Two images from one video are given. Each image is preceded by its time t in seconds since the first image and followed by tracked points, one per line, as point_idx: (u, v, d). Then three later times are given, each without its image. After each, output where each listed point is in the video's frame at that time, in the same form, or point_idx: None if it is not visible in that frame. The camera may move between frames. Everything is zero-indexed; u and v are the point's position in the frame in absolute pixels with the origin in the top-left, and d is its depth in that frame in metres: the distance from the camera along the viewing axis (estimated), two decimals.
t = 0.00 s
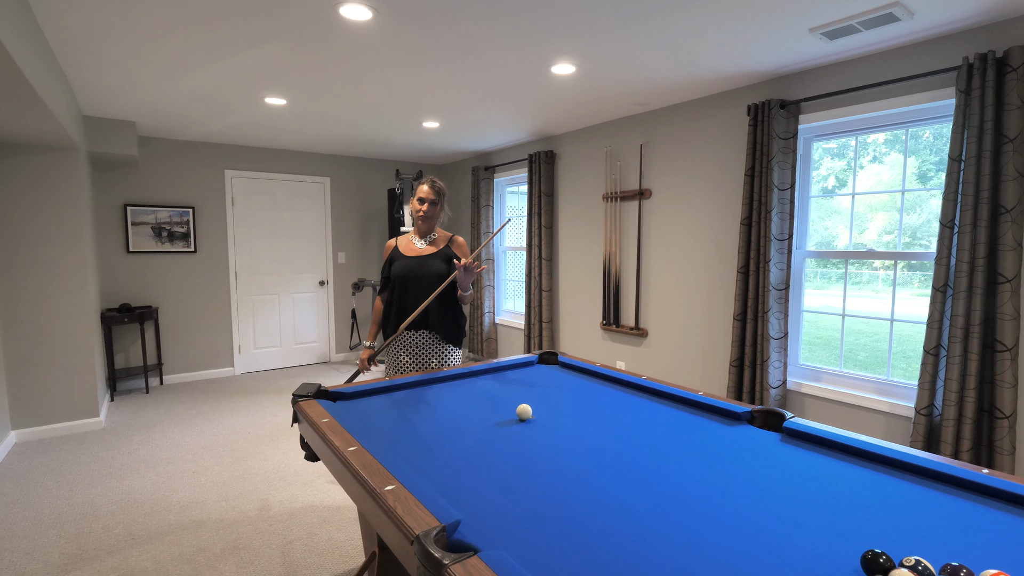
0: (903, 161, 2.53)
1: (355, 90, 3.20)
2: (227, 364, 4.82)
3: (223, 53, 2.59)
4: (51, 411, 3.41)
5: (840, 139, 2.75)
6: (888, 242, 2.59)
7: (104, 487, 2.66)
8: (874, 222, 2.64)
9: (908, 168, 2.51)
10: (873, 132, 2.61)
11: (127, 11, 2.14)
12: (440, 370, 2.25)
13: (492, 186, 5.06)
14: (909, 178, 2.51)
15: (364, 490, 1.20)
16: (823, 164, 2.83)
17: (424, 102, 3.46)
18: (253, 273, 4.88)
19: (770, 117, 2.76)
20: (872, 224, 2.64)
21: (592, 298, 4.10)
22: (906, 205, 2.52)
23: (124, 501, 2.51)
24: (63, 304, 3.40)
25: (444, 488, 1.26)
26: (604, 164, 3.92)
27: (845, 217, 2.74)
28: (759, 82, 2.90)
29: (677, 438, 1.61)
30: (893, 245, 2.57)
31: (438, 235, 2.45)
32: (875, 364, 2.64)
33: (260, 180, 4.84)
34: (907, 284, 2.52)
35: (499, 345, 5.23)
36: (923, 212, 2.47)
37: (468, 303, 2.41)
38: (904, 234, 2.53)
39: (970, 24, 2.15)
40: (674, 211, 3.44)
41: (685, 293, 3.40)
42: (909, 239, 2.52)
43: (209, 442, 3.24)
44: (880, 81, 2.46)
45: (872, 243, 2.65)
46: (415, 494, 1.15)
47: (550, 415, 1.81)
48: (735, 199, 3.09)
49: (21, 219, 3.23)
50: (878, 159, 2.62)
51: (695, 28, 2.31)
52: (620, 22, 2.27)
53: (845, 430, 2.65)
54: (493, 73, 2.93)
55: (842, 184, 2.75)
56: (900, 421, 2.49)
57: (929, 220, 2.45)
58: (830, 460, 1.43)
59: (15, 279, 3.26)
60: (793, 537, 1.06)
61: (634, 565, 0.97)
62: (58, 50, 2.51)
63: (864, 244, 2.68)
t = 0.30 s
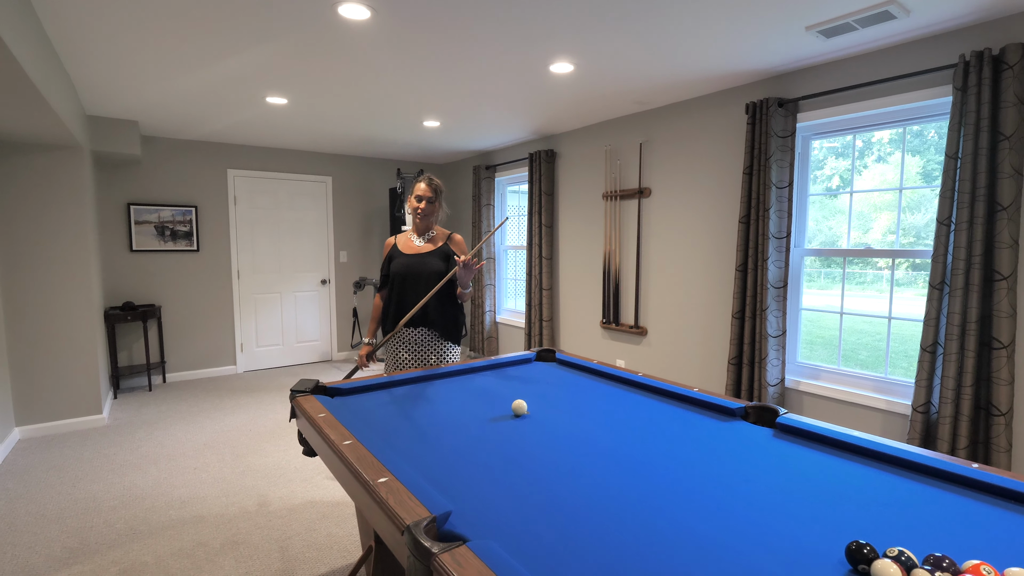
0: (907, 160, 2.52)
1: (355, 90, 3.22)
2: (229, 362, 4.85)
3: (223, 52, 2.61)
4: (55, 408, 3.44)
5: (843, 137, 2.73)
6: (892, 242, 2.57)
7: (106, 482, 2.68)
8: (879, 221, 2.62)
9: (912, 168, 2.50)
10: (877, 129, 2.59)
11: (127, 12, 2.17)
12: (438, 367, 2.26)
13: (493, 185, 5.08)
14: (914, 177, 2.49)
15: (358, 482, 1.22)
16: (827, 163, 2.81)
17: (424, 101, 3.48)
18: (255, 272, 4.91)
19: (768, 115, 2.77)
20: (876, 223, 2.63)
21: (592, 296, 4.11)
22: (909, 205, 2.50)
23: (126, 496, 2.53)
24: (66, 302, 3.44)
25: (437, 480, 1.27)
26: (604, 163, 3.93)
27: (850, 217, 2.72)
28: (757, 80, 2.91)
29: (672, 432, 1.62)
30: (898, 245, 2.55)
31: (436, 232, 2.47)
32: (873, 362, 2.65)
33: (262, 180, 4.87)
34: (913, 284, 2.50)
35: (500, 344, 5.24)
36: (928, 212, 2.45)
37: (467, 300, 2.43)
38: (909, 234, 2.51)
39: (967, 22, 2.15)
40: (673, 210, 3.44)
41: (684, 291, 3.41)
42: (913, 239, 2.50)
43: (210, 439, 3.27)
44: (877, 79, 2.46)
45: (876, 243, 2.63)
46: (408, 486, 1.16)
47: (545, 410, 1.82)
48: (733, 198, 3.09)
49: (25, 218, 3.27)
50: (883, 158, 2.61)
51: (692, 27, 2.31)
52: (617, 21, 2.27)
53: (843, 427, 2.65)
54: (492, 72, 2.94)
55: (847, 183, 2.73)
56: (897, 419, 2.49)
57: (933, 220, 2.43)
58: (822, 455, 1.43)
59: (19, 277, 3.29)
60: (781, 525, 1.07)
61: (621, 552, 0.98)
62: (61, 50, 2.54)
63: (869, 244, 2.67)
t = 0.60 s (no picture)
0: (911, 160, 2.51)
1: (354, 89, 3.25)
2: (230, 360, 4.89)
3: (223, 52, 2.64)
4: (57, 405, 3.48)
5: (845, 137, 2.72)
6: (896, 242, 2.56)
7: (107, 478, 2.71)
8: (882, 222, 2.61)
9: (916, 168, 2.49)
10: (879, 127, 2.58)
11: (128, 12, 2.19)
12: (435, 363, 2.28)
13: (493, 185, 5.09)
14: (917, 178, 2.48)
15: (351, 474, 1.24)
16: (830, 163, 2.80)
17: (423, 101, 3.50)
18: (256, 271, 4.94)
19: (765, 114, 2.78)
20: (879, 224, 2.62)
21: (590, 295, 4.12)
22: (912, 205, 2.50)
23: (126, 492, 2.56)
24: (68, 300, 3.47)
25: (428, 472, 1.28)
26: (603, 162, 3.94)
27: (853, 217, 2.71)
28: (754, 79, 2.92)
29: (664, 426, 1.62)
30: (902, 245, 2.53)
31: (432, 230, 2.48)
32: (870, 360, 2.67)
33: (263, 179, 4.89)
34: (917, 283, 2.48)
35: (499, 343, 5.26)
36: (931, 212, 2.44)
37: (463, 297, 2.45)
38: (913, 234, 2.50)
39: (961, 20, 2.16)
40: (671, 208, 3.46)
41: (681, 290, 3.42)
42: (917, 239, 2.49)
43: (210, 436, 3.29)
44: (872, 78, 2.47)
45: (879, 243, 2.62)
46: (399, 478, 1.18)
47: (539, 405, 1.83)
48: (730, 197, 3.11)
49: (28, 216, 3.30)
50: (886, 158, 2.59)
51: (687, 26, 2.32)
52: (612, 20, 2.29)
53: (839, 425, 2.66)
54: (489, 72, 2.96)
55: (851, 183, 2.72)
56: (893, 416, 2.50)
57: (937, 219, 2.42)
58: (812, 449, 1.43)
59: (21, 275, 3.32)
60: (767, 516, 1.08)
61: (606, 540, 0.99)
62: (63, 51, 2.57)
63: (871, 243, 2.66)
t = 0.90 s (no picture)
0: (913, 159, 2.49)
1: (353, 89, 3.26)
2: (231, 358, 4.91)
3: (221, 52, 2.66)
4: (59, 402, 3.51)
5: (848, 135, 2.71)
6: (897, 242, 2.55)
7: (107, 474, 2.73)
8: (884, 221, 2.58)
9: (917, 167, 2.47)
10: (880, 124, 2.57)
11: (126, 12, 2.21)
12: (432, 361, 2.29)
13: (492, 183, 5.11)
14: (918, 178, 2.47)
15: (344, 468, 1.26)
16: (832, 163, 2.78)
17: (421, 100, 3.51)
18: (257, 270, 4.97)
19: (760, 113, 2.79)
20: (881, 223, 2.59)
21: (589, 293, 4.13)
22: (914, 204, 2.48)
23: (126, 488, 2.58)
24: (69, 298, 3.49)
25: (419, 465, 1.30)
26: (601, 161, 3.96)
27: (856, 216, 2.69)
28: (751, 78, 2.93)
29: (656, 422, 1.64)
30: (903, 244, 2.52)
31: (428, 228, 2.50)
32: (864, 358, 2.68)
33: (264, 178, 4.92)
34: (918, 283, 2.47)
35: (498, 342, 5.27)
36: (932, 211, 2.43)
37: (460, 295, 2.46)
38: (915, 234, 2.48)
39: (954, 19, 2.16)
40: (668, 207, 3.47)
41: (678, 287, 3.44)
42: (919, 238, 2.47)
43: (210, 433, 3.32)
44: (866, 77, 2.49)
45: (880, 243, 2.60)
46: (391, 471, 1.20)
47: (533, 401, 1.84)
48: (726, 195, 3.12)
49: (28, 215, 3.32)
50: (888, 157, 2.58)
51: (682, 25, 2.34)
52: (607, 19, 2.30)
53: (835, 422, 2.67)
54: (486, 71, 2.97)
55: (852, 183, 2.70)
56: (887, 414, 2.51)
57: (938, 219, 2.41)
58: (800, 444, 1.44)
59: (23, 274, 3.34)
60: (751, 508, 1.09)
61: (591, 529, 1.01)
62: (63, 51, 2.59)
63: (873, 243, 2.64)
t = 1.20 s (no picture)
0: (915, 159, 2.48)
1: (352, 89, 3.29)
2: (232, 357, 4.94)
3: (221, 52, 2.68)
4: (61, 400, 3.54)
5: (850, 135, 2.69)
6: (899, 242, 2.53)
7: (108, 471, 2.76)
8: (888, 220, 2.56)
9: (919, 166, 2.46)
10: (882, 123, 2.56)
11: (127, 13, 2.24)
12: (428, 358, 2.31)
13: (491, 183, 5.13)
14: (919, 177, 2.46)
15: (338, 461, 1.28)
16: (834, 163, 2.76)
17: (420, 100, 3.54)
18: (258, 269, 5.00)
19: (756, 113, 2.81)
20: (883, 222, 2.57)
21: (587, 292, 4.15)
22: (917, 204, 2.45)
23: (127, 484, 2.61)
24: (71, 297, 3.53)
25: (412, 459, 1.32)
26: (599, 160, 3.97)
27: (858, 216, 2.67)
28: (747, 77, 2.94)
29: (648, 418, 1.65)
30: (904, 244, 2.50)
31: (426, 227, 2.52)
32: (858, 356, 2.70)
33: (264, 178, 4.95)
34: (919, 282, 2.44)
35: (498, 341, 5.30)
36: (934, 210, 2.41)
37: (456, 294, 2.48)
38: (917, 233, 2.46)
39: (947, 19, 2.18)
40: (665, 206, 3.49)
41: (675, 286, 3.45)
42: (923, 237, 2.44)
43: (210, 431, 3.35)
44: (860, 76, 2.50)
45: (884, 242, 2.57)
46: (383, 465, 1.22)
47: (527, 398, 1.86)
48: (722, 195, 3.14)
49: (31, 214, 3.36)
50: (891, 157, 2.56)
51: (677, 25, 2.35)
52: (603, 20, 2.32)
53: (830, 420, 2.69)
54: (484, 71, 2.99)
55: (855, 183, 2.69)
56: (882, 412, 2.53)
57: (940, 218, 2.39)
58: (789, 439, 1.45)
59: (25, 273, 3.38)
60: (737, 500, 1.11)
61: (578, 522, 1.02)
62: (65, 52, 2.62)
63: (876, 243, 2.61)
